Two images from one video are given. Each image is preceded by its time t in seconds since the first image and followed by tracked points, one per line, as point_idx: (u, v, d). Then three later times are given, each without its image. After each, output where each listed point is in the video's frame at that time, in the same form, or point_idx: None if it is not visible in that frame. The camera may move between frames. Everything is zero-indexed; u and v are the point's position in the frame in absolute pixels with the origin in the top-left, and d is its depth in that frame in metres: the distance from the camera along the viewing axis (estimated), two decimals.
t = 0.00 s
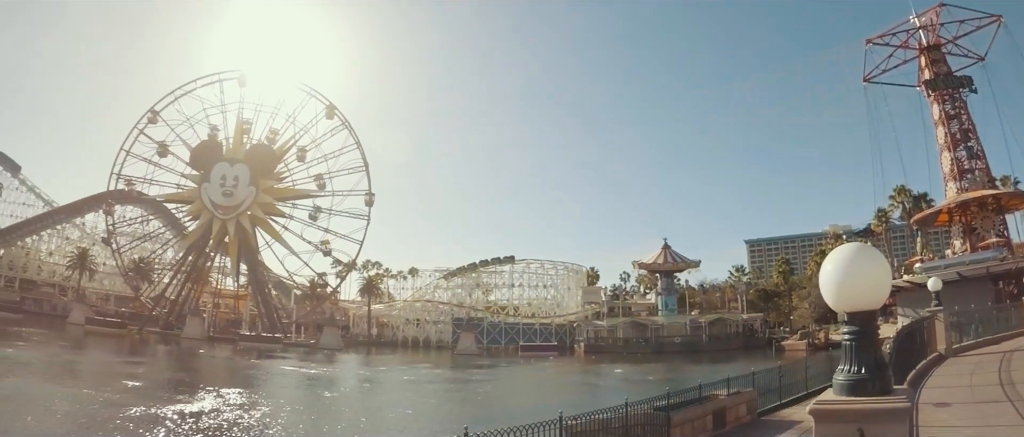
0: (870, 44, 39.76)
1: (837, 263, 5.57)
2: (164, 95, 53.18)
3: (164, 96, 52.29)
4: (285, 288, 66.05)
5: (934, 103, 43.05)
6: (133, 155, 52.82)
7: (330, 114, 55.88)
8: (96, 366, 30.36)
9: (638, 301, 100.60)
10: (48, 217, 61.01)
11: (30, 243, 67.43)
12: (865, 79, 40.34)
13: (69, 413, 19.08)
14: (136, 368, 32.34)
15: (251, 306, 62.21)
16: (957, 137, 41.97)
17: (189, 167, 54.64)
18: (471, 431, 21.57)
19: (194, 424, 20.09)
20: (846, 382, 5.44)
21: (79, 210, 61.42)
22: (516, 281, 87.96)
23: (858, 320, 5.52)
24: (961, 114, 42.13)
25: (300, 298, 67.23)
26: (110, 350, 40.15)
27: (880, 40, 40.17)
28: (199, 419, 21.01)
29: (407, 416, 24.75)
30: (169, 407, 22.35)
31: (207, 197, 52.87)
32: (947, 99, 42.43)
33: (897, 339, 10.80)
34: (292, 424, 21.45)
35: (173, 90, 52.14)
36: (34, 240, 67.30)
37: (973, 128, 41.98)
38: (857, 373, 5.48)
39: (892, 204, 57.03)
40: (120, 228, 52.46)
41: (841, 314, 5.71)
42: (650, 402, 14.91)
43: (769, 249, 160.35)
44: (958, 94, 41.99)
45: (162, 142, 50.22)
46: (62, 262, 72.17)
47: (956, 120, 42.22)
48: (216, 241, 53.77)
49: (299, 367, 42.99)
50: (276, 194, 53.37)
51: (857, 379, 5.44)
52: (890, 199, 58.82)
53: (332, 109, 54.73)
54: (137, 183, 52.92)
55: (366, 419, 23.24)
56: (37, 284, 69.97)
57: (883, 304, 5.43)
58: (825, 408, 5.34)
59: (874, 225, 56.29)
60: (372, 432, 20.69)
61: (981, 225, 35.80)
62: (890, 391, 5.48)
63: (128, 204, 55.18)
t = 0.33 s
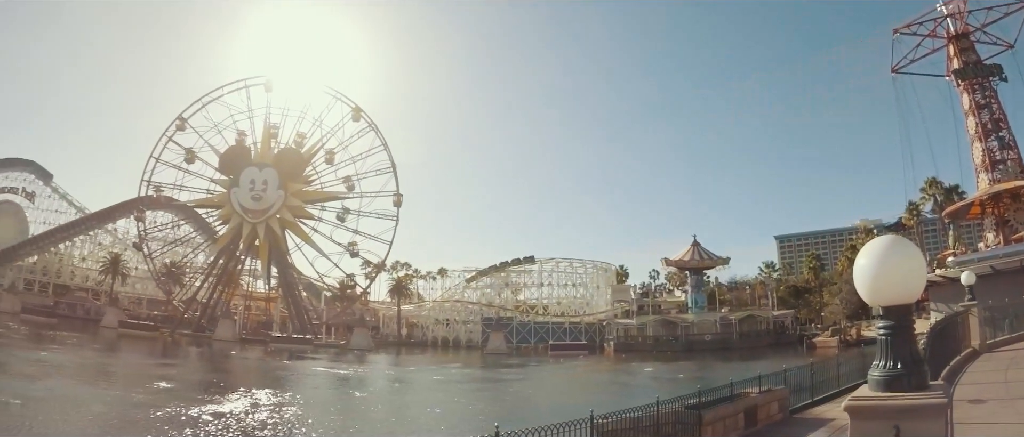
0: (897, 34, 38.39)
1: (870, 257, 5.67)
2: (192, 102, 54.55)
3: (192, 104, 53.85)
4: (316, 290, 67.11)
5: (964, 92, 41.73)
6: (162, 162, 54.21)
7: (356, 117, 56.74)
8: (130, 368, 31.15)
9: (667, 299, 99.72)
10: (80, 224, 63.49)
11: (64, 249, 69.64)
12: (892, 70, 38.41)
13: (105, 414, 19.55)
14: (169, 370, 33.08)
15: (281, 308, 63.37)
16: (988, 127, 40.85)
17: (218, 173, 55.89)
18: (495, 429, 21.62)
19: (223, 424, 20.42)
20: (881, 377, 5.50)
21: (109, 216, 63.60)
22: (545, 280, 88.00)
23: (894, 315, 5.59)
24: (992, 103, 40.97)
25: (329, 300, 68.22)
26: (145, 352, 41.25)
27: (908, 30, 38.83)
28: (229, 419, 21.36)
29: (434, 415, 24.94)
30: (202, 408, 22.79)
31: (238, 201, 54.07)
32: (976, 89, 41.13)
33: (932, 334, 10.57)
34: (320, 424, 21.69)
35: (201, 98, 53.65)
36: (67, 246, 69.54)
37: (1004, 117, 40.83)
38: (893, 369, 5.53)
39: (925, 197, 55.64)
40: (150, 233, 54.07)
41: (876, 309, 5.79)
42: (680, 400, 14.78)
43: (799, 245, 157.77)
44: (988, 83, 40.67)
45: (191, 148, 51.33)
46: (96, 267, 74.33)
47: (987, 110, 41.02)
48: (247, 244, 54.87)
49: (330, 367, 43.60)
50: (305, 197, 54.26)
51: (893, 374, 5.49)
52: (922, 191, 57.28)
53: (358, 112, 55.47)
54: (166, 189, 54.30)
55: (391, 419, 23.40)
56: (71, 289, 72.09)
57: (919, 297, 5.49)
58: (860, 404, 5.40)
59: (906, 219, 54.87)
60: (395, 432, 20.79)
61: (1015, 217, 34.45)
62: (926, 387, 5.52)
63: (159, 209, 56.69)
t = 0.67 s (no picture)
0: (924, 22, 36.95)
1: (904, 248, 5.56)
2: (219, 108, 55.79)
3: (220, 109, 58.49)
4: (345, 290, 68.05)
5: (994, 80, 40.42)
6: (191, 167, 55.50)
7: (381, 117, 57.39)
8: (163, 369, 31.95)
9: (696, 295, 98.76)
10: (111, 229, 65.23)
11: (96, 253, 71.60)
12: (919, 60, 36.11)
13: (136, 414, 20.03)
14: (200, 370, 33.84)
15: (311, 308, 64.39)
16: (1019, 116, 39.59)
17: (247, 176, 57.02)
18: (517, 427, 21.69)
19: (249, 423, 20.79)
20: (916, 371, 5.41)
21: (138, 221, 64.98)
22: (574, 277, 87.84)
23: (928, 308, 5.49)
24: None
25: (359, 300, 69.11)
26: (179, 353, 42.31)
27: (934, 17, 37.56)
28: (257, 419, 21.74)
29: (459, 413, 25.09)
30: (233, 408, 23.23)
31: (266, 204, 55.03)
32: (1006, 77, 39.77)
33: (966, 328, 10.29)
34: (344, 422, 21.94)
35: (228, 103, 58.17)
36: (99, 250, 71.65)
37: None
38: (928, 363, 5.44)
39: (956, 188, 54.18)
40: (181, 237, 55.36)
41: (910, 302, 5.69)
42: (710, 397, 14.63)
43: (829, 238, 154.95)
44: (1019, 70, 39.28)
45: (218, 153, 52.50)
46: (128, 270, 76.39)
47: (1018, 97, 39.66)
48: (276, 246, 55.85)
49: (359, 366, 44.17)
50: (333, 198, 54.99)
51: (927, 369, 5.40)
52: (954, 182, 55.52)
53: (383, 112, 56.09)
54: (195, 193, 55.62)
55: (414, 417, 23.62)
56: (105, 292, 74.22)
57: (954, 289, 5.39)
58: (894, 399, 5.32)
59: (936, 211, 53.51)
60: (418, 430, 20.97)
61: None
62: (962, 382, 5.42)
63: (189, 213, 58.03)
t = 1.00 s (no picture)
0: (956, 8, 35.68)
1: (939, 236, 5.51)
2: (247, 111, 56.93)
3: (247, 112, 58.08)
4: (375, 289, 68.93)
5: None
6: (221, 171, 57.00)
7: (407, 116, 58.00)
8: (196, 368, 32.75)
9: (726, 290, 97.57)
10: (143, 232, 67.02)
11: (129, 254, 73.44)
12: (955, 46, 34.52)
13: (170, 413, 20.56)
14: (232, 369, 34.59)
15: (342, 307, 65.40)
16: None
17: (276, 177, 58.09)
18: (541, 423, 21.75)
19: (277, 421, 21.17)
20: (952, 364, 5.38)
21: (170, 223, 66.62)
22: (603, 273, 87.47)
23: (963, 300, 5.46)
24: None
25: (389, 298, 69.92)
26: (212, 353, 43.32)
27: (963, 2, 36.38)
28: (287, 416, 22.15)
29: (486, 410, 25.29)
30: (264, 405, 23.72)
31: (296, 205, 55.96)
32: None
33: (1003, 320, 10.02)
34: (368, 420, 22.23)
35: (256, 105, 57.70)
36: (132, 252, 73.56)
37: None
38: (965, 355, 5.40)
39: (989, 178, 52.67)
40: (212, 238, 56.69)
41: (946, 294, 5.65)
42: (741, 392, 14.44)
43: (860, 230, 151.83)
44: None
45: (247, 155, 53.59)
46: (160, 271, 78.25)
47: None
48: (306, 246, 56.81)
49: (390, 364, 44.70)
50: (362, 198, 55.68)
51: (963, 361, 5.37)
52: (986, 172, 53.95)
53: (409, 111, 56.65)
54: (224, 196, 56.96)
55: (440, 414, 23.88)
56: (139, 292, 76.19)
57: (991, 280, 5.34)
58: (931, 393, 5.29)
59: (969, 202, 52.03)
60: (445, 427, 21.21)
61: None
62: (999, 374, 5.37)
63: (219, 215, 59.29)
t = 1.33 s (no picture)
0: None
1: (969, 227, 5.41)
2: (270, 112, 57.75)
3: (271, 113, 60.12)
4: (400, 286, 69.58)
5: None
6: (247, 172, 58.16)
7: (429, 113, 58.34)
8: (223, 366, 33.41)
9: (752, 284, 96.44)
10: (171, 232, 68.48)
11: (157, 255, 75.15)
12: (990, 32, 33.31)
13: (199, 410, 20.97)
14: (259, 366, 35.21)
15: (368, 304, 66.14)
16: None
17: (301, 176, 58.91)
18: (562, 418, 21.78)
19: (304, 417, 21.52)
20: (982, 358, 5.33)
21: (197, 223, 68.00)
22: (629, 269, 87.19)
23: (996, 292, 5.38)
24: None
25: (415, 295, 70.50)
26: (239, 350, 44.12)
27: None
28: (313, 412, 22.48)
29: (510, 406, 25.40)
30: (291, 402, 24.08)
31: (322, 204, 56.77)
32: None
33: None
34: (390, 416, 22.45)
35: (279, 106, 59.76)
36: (159, 253, 75.24)
37: None
38: (996, 349, 5.34)
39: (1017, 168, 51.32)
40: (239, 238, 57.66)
41: (976, 285, 5.58)
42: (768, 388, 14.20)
43: (887, 222, 149.16)
44: None
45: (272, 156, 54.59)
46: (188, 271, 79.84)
47: None
48: (332, 244, 57.54)
49: (416, 361, 45.10)
50: (387, 195, 56.18)
51: (995, 355, 5.30)
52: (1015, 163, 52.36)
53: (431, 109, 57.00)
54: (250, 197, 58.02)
55: (468, 411, 24.03)
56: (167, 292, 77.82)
57: None
58: (963, 387, 5.25)
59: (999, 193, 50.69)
60: (469, 423, 21.34)
61: None
62: None
63: (246, 215, 60.28)
